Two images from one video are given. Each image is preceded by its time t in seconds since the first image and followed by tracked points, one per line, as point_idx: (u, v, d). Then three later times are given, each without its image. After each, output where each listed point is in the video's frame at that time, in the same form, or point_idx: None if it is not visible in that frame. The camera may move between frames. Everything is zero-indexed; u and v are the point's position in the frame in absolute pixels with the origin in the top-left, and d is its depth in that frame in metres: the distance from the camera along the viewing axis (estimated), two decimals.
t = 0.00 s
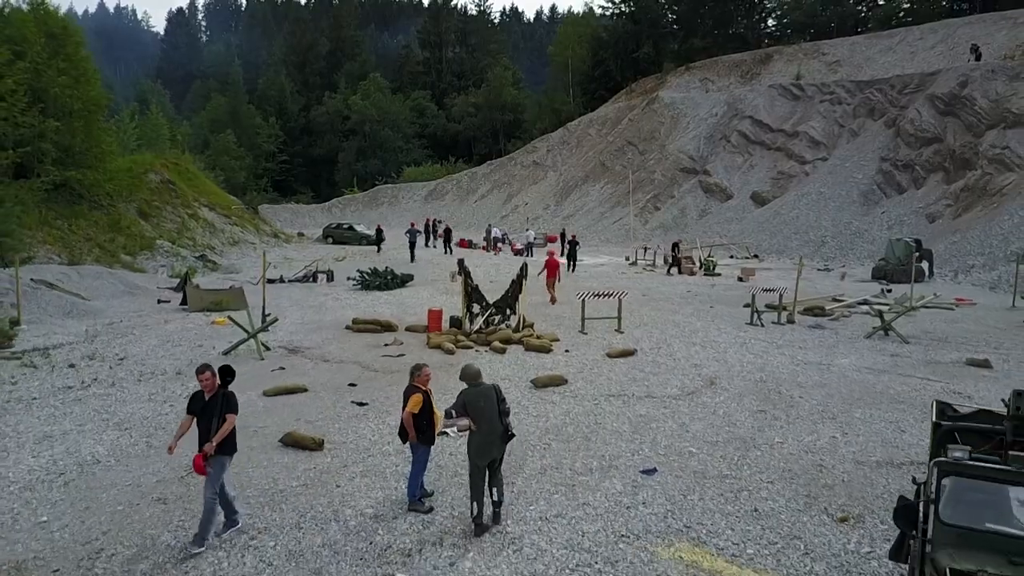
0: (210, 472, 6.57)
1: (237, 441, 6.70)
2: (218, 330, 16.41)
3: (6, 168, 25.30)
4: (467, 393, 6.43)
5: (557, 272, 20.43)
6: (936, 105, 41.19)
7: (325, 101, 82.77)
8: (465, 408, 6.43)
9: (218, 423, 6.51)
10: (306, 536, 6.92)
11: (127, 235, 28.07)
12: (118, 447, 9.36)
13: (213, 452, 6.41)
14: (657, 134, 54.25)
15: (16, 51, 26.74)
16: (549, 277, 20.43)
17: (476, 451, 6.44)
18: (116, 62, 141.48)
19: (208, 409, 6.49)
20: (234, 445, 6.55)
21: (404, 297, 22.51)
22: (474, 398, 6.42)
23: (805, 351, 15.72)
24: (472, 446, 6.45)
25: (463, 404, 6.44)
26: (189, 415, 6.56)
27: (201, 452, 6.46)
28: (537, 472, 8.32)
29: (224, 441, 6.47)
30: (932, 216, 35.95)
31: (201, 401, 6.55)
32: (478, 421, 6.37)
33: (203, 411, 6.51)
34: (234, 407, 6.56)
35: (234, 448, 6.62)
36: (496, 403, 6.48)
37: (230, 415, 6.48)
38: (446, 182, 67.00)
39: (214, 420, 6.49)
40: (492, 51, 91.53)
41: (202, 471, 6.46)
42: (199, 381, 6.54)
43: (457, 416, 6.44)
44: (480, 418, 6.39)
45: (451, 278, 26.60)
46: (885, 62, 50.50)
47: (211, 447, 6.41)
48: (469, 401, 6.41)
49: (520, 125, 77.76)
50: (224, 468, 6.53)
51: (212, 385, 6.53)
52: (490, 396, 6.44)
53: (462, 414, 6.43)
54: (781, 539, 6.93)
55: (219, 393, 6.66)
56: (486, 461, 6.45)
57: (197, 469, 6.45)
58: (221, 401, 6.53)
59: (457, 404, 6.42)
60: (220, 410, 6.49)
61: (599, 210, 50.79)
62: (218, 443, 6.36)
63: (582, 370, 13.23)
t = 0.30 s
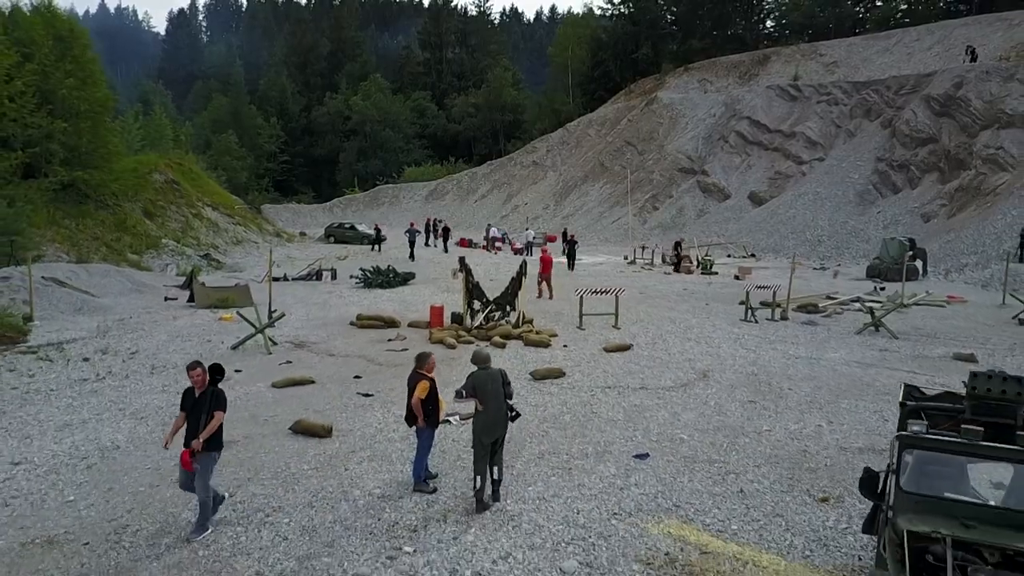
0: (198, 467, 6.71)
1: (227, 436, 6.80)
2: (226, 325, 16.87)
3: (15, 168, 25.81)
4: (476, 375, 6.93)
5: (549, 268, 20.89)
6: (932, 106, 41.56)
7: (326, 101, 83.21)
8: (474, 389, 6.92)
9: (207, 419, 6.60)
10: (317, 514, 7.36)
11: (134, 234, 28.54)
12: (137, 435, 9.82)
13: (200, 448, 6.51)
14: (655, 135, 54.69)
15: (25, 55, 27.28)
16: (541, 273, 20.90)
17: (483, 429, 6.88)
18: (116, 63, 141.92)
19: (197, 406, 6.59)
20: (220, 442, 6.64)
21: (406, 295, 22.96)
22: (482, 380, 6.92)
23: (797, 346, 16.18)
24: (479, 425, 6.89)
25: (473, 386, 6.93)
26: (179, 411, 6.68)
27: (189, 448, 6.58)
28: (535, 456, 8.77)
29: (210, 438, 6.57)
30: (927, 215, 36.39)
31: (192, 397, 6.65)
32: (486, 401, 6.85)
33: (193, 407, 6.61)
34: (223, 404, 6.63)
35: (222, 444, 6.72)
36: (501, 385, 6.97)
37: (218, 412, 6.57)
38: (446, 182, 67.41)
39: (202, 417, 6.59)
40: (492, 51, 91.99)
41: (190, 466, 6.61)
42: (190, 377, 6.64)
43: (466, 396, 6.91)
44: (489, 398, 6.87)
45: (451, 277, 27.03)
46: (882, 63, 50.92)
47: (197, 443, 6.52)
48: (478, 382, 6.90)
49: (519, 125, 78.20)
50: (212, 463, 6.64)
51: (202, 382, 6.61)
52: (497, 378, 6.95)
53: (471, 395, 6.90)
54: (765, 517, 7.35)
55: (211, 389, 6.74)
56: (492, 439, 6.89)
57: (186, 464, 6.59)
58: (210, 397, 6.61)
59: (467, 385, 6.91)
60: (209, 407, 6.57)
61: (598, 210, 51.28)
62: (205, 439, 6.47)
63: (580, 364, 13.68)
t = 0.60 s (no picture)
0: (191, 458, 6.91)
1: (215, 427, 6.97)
2: (233, 321, 17.33)
3: (23, 169, 26.27)
4: (481, 360, 7.56)
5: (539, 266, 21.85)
6: (927, 107, 41.97)
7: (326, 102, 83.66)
8: (478, 372, 7.56)
9: (196, 413, 6.76)
10: (329, 494, 7.82)
11: (139, 234, 28.98)
12: (154, 423, 10.28)
13: (189, 441, 6.70)
14: (654, 135, 55.16)
15: (32, 56, 27.70)
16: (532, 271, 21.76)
17: (486, 410, 7.50)
18: (117, 64, 142.32)
19: (185, 401, 6.74)
20: (210, 433, 6.82)
21: (409, 293, 23.41)
22: (486, 364, 7.55)
23: (789, 341, 16.64)
24: (483, 407, 7.49)
25: (478, 370, 7.57)
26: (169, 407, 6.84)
27: (179, 441, 6.76)
28: (534, 442, 9.25)
29: (200, 430, 6.76)
30: (921, 215, 36.83)
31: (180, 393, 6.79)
32: (490, 383, 7.47)
33: (181, 402, 6.77)
34: (211, 398, 6.79)
35: (213, 435, 6.89)
36: (503, 370, 7.60)
37: (206, 406, 6.74)
38: (447, 182, 67.84)
39: (191, 411, 6.74)
40: (492, 52, 92.44)
41: (180, 459, 6.79)
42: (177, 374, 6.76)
43: (471, 379, 7.52)
44: (491, 381, 7.50)
45: (452, 275, 27.49)
46: (879, 64, 51.35)
47: (186, 437, 6.70)
48: (483, 366, 7.55)
49: (519, 126, 78.65)
50: (202, 455, 6.84)
51: (189, 378, 6.75)
52: (499, 363, 7.58)
53: (476, 378, 7.54)
54: (750, 496, 7.82)
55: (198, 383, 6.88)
56: (493, 421, 7.53)
57: (174, 457, 6.78)
58: (198, 392, 6.76)
59: (474, 368, 7.54)
60: (197, 402, 6.74)
61: (597, 210, 51.76)
62: (194, 433, 6.65)
63: (578, 358, 14.15)
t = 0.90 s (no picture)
0: (179, 448, 7.08)
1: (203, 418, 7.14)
2: (241, 318, 17.79)
3: (32, 169, 26.73)
4: (478, 350, 8.01)
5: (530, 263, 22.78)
6: (923, 107, 42.38)
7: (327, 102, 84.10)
8: (475, 361, 8.00)
9: (185, 403, 6.94)
10: (339, 476, 8.27)
11: (145, 232, 29.42)
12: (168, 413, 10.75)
13: (179, 431, 6.86)
14: (652, 136, 55.62)
15: (40, 58, 28.18)
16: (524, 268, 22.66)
17: (482, 397, 8.01)
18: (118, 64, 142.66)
19: (174, 392, 6.93)
20: (198, 424, 6.98)
21: (410, 291, 23.84)
22: (483, 354, 8.00)
23: (782, 337, 17.08)
24: (479, 393, 8.01)
25: (475, 359, 8.01)
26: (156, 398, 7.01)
27: (168, 431, 6.93)
28: (534, 429, 9.70)
29: (189, 421, 6.93)
30: (916, 215, 37.27)
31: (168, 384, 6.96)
32: (486, 372, 7.94)
33: (170, 392, 6.94)
34: (199, 389, 6.97)
35: (200, 427, 7.04)
36: (499, 360, 8.05)
37: (195, 396, 6.92)
38: (447, 182, 68.27)
39: (180, 401, 6.93)
40: (492, 53, 92.87)
41: (170, 448, 6.97)
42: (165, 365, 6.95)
43: (468, 368, 7.99)
44: (488, 369, 7.97)
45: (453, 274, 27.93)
46: (875, 65, 51.78)
47: (176, 426, 6.86)
48: (479, 356, 7.99)
49: (519, 126, 79.10)
50: (190, 445, 7.00)
51: (177, 368, 6.92)
52: (495, 353, 8.02)
53: (472, 367, 7.99)
54: (738, 480, 8.27)
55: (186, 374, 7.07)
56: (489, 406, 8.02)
57: (164, 447, 6.95)
58: (186, 383, 6.94)
59: (471, 358, 7.98)
60: (185, 394, 6.93)
61: (596, 210, 52.23)
62: (183, 423, 6.82)
63: (576, 353, 14.57)
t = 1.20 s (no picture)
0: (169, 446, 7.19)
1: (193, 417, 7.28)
2: (247, 314, 18.28)
3: (40, 169, 27.19)
4: (476, 341, 8.48)
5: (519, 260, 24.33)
6: (918, 108, 42.81)
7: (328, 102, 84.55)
8: (474, 353, 8.47)
9: (177, 402, 7.07)
10: (347, 459, 8.75)
11: (150, 232, 29.86)
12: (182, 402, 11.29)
13: (170, 429, 7.00)
14: (651, 136, 56.10)
15: (46, 60, 28.64)
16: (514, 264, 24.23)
17: (482, 384, 8.50)
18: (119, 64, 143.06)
19: (167, 390, 7.06)
20: (189, 421, 7.14)
21: (412, 288, 24.30)
22: (481, 344, 8.47)
23: (775, 333, 17.54)
24: (478, 381, 8.51)
25: (474, 350, 8.48)
26: (148, 396, 7.09)
27: (160, 429, 7.04)
28: (532, 417, 10.21)
29: (180, 419, 7.07)
30: (911, 214, 37.72)
31: (161, 383, 7.09)
32: (485, 362, 8.40)
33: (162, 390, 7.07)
34: (191, 388, 7.12)
35: (190, 425, 7.19)
36: (497, 351, 8.51)
37: (187, 396, 7.05)
38: (447, 182, 68.71)
39: (172, 399, 7.06)
40: (492, 53, 93.31)
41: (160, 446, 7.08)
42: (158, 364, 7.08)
43: (467, 358, 8.46)
44: (485, 359, 8.42)
45: (454, 272, 28.40)
46: (872, 66, 52.23)
47: (168, 424, 6.99)
48: (478, 348, 8.45)
49: (519, 126, 79.56)
50: (180, 442, 7.13)
51: (171, 367, 7.07)
52: (493, 344, 8.48)
53: (471, 356, 8.45)
54: (724, 463, 8.74)
55: (178, 373, 7.20)
56: (488, 393, 8.53)
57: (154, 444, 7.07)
58: (179, 383, 7.09)
59: (470, 348, 8.46)
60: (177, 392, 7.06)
61: (595, 210, 52.71)
62: (175, 420, 6.96)
63: (574, 347, 15.08)
